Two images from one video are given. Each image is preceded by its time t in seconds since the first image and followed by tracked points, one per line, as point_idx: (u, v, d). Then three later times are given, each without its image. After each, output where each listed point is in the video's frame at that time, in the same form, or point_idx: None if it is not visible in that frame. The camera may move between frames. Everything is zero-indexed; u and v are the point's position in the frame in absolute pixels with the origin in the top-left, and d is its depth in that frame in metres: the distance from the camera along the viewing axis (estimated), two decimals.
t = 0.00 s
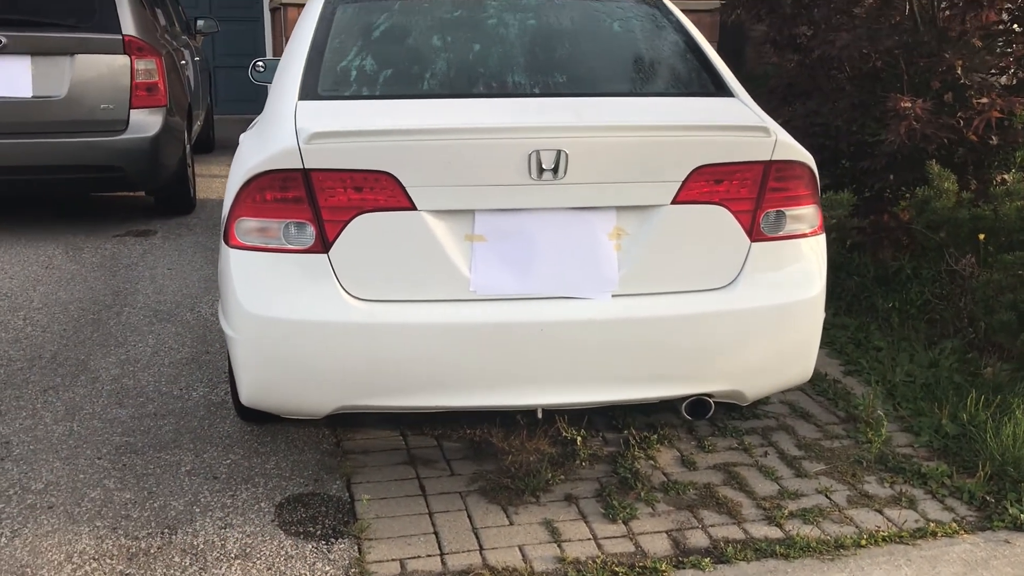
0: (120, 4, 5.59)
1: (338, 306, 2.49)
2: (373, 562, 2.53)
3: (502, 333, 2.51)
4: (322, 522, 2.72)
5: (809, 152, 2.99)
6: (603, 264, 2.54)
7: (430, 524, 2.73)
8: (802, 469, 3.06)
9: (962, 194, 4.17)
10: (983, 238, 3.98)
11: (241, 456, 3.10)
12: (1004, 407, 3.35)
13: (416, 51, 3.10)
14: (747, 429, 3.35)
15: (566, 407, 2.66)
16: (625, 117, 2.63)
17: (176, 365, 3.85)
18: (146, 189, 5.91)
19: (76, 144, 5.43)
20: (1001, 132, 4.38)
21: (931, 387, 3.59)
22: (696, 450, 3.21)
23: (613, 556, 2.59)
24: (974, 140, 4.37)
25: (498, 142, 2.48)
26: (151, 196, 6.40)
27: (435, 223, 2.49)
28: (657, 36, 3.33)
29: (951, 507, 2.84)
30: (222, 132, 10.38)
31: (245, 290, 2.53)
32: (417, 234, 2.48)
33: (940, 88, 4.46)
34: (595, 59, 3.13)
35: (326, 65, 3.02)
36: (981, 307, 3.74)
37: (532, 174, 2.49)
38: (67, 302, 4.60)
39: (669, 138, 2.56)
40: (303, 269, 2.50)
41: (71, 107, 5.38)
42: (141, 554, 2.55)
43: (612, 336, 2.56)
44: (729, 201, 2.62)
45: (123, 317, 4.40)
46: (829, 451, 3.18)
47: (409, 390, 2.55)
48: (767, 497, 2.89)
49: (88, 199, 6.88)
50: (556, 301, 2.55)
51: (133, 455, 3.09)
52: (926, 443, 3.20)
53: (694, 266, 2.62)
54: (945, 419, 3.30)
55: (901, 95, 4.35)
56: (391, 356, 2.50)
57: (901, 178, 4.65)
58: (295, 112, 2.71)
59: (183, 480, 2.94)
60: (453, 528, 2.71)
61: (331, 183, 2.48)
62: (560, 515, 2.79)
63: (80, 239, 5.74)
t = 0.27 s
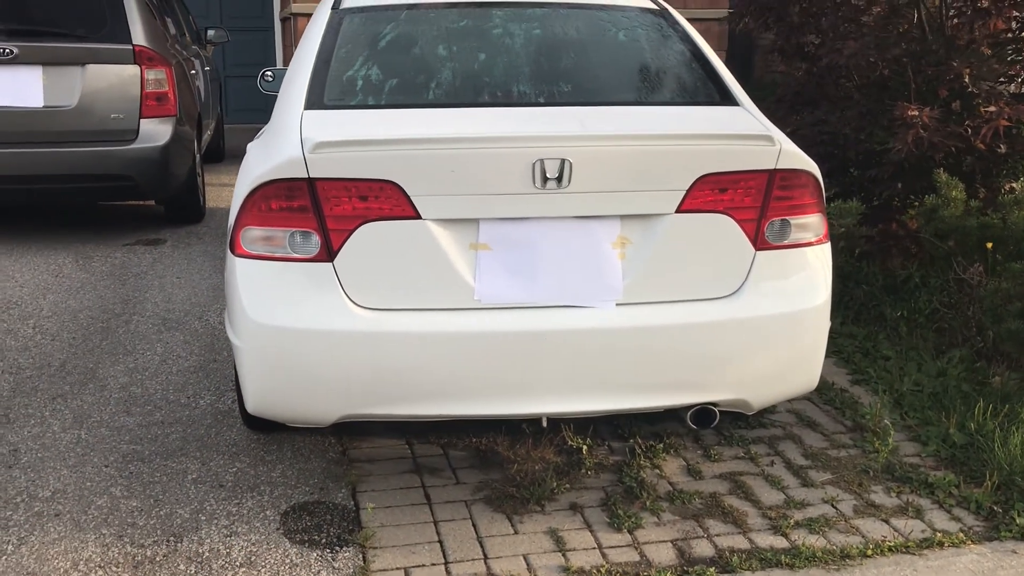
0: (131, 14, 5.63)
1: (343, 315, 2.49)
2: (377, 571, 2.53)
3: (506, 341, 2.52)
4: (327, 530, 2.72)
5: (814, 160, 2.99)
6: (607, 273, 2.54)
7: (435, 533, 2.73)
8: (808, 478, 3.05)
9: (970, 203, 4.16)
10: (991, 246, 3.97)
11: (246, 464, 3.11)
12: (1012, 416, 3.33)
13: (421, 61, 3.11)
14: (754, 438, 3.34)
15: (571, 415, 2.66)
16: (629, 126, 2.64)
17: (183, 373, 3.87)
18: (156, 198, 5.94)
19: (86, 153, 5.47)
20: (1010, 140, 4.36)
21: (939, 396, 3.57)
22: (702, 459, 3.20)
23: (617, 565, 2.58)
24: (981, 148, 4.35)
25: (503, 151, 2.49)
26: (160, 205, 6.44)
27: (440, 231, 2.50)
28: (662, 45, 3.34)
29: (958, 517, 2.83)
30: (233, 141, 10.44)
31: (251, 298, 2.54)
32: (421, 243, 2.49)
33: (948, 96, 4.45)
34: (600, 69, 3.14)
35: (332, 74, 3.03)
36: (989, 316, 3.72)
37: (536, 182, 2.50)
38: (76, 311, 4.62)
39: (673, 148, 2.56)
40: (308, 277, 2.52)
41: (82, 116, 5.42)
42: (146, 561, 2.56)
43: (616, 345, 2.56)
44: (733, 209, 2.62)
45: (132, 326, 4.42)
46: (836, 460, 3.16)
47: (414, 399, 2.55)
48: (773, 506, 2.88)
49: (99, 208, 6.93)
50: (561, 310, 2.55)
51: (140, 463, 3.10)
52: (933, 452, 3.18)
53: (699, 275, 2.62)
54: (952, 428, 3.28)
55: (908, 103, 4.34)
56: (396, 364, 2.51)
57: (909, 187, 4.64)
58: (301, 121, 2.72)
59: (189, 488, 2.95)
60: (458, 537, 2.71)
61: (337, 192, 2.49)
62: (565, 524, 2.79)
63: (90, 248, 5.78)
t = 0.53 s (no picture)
0: (138, 18, 5.65)
1: (352, 318, 2.50)
2: (386, 573, 2.53)
3: (514, 343, 2.52)
4: (336, 533, 2.73)
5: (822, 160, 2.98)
6: (615, 275, 2.54)
7: (444, 535, 2.73)
8: (817, 479, 3.04)
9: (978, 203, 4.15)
10: (999, 246, 3.97)
11: (255, 467, 3.12)
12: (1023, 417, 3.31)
13: (428, 63, 3.12)
14: (763, 439, 3.34)
15: (580, 417, 2.66)
16: (637, 128, 2.64)
17: (192, 376, 3.88)
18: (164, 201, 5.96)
19: (94, 157, 5.49)
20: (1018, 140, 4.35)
21: (949, 397, 3.56)
22: (711, 460, 3.20)
23: (626, 567, 2.58)
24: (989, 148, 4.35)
25: (510, 153, 2.49)
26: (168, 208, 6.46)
27: (447, 234, 2.50)
28: (669, 47, 3.34)
29: (968, 518, 2.82)
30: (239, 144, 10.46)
31: (260, 302, 2.55)
32: (429, 245, 2.49)
33: (955, 96, 4.44)
34: (606, 70, 3.14)
35: (339, 77, 3.04)
36: (998, 316, 3.71)
37: (543, 185, 2.50)
38: (85, 314, 4.64)
39: (680, 149, 2.56)
40: (317, 280, 2.52)
41: (90, 120, 5.44)
42: (156, 564, 2.57)
43: (624, 347, 2.55)
44: (741, 211, 2.62)
45: (140, 329, 4.43)
46: (845, 461, 3.16)
47: (422, 401, 2.56)
48: (782, 507, 2.88)
49: (107, 212, 6.95)
50: (568, 312, 2.55)
51: (149, 466, 3.11)
52: (943, 453, 3.17)
53: (707, 276, 2.62)
54: (962, 429, 3.27)
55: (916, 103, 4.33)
56: (404, 367, 2.51)
57: (917, 187, 4.63)
58: (309, 124, 2.73)
59: (198, 491, 2.96)
60: (467, 539, 2.71)
61: (344, 195, 2.49)
62: (574, 526, 2.79)
63: (99, 251, 5.80)
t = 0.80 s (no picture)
0: (137, 16, 5.63)
1: (355, 317, 2.48)
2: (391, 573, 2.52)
3: (518, 342, 2.50)
4: (340, 533, 2.71)
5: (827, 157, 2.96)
6: (620, 273, 2.53)
7: (448, 535, 2.71)
8: (823, 477, 3.03)
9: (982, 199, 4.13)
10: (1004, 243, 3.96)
11: (258, 467, 3.10)
12: None
13: (430, 60, 3.10)
14: (767, 437, 3.32)
15: (584, 417, 2.65)
16: (641, 124, 2.62)
17: (193, 376, 3.86)
18: (163, 200, 5.94)
19: (94, 156, 5.46)
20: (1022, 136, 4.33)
21: (954, 394, 3.55)
22: (716, 459, 3.18)
23: (632, 567, 2.56)
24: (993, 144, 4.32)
25: (514, 150, 2.47)
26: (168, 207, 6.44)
27: (451, 232, 2.48)
28: (672, 42, 3.32)
29: (975, 516, 2.80)
30: (238, 143, 10.44)
31: (262, 301, 2.53)
32: (432, 244, 2.47)
33: (959, 92, 4.42)
34: (610, 67, 3.12)
35: (341, 75, 3.02)
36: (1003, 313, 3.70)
37: (548, 182, 2.48)
38: (85, 314, 4.62)
39: (685, 145, 2.54)
40: (320, 280, 2.50)
41: (89, 119, 5.42)
42: (159, 566, 2.55)
43: (629, 346, 2.54)
44: (746, 208, 2.60)
45: (141, 328, 4.42)
46: (850, 459, 3.14)
47: (426, 401, 2.54)
48: (788, 506, 2.86)
49: (106, 211, 6.93)
50: (573, 310, 2.54)
51: (151, 467, 3.09)
52: (949, 451, 3.16)
53: (712, 274, 2.60)
54: (968, 426, 3.26)
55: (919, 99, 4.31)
56: (408, 367, 2.49)
57: (920, 183, 4.61)
58: (311, 122, 2.71)
59: (200, 491, 2.94)
60: (471, 539, 2.69)
61: (347, 193, 2.47)
62: (579, 526, 2.77)
63: (98, 250, 5.78)
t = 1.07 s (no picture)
0: (125, 13, 5.59)
1: (352, 317, 2.47)
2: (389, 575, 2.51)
3: (515, 341, 2.49)
4: (337, 534, 2.70)
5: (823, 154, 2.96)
6: (618, 271, 2.52)
7: (446, 535, 2.71)
8: (819, 475, 3.03)
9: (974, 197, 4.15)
10: (997, 240, 3.98)
11: (253, 468, 3.08)
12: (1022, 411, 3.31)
13: (425, 58, 3.09)
14: (763, 435, 3.33)
15: (582, 416, 2.64)
16: (638, 122, 2.62)
17: (186, 376, 3.84)
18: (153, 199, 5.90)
19: (83, 154, 5.42)
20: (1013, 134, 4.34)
21: (947, 391, 3.56)
22: (712, 457, 3.18)
23: (630, 566, 2.56)
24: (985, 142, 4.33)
25: (512, 149, 2.47)
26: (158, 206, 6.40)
27: (448, 231, 2.47)
28: (667, 40, 3.32)
29: (971, 513, 2.81)
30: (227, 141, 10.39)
31: (258, 301, 2.51)
32: (430, 243, 2.46)
33: (950, 89, 4.43)
34: (605, 65, 3.12)
35: (336, 73, 3.00)
36: (996, 310, 3.72)
37: (546, 181, 2.47)
38: (76, 314, 4.59)
39: (683, 144, 2.53)
40: (316, 279, 2.49)
41: (78, 118, 5.37)
42: (155, 568, 2.53)
43: (626, 345, 2.53)
44: (743, 206, 2.60)
45: (133, 328, 4.39)
46: (846, 457, 3.15)
47: (423, 401, 2.53)
48: (784, 504, 2.87)
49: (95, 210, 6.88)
50: (571, 309, 2.53)
51: (145, 468, 3.07)
52: (943, 448, 3.17)
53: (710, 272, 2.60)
54: (962, 424, 3.27)
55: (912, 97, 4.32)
56: (405, 367, 2.48)
57: (912, 181, 4.62)
58: (306, 121, 2.69)
59: (196, 492, 2.92)
60: (469, 539, 2.69)
61: (344, 192, 2.46)
62: (576, 525, 2.77)
63: (88, 250, 5.74)
